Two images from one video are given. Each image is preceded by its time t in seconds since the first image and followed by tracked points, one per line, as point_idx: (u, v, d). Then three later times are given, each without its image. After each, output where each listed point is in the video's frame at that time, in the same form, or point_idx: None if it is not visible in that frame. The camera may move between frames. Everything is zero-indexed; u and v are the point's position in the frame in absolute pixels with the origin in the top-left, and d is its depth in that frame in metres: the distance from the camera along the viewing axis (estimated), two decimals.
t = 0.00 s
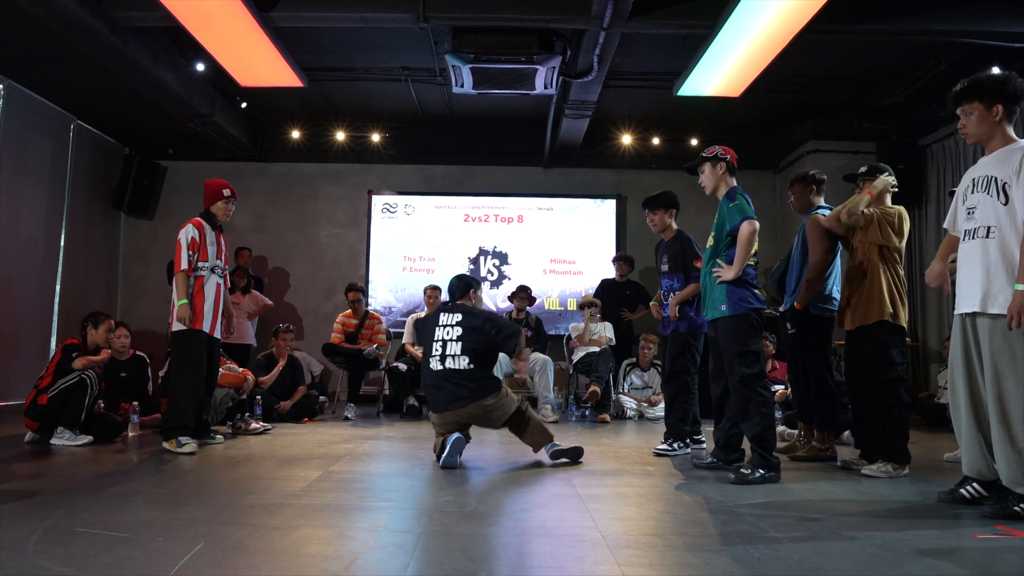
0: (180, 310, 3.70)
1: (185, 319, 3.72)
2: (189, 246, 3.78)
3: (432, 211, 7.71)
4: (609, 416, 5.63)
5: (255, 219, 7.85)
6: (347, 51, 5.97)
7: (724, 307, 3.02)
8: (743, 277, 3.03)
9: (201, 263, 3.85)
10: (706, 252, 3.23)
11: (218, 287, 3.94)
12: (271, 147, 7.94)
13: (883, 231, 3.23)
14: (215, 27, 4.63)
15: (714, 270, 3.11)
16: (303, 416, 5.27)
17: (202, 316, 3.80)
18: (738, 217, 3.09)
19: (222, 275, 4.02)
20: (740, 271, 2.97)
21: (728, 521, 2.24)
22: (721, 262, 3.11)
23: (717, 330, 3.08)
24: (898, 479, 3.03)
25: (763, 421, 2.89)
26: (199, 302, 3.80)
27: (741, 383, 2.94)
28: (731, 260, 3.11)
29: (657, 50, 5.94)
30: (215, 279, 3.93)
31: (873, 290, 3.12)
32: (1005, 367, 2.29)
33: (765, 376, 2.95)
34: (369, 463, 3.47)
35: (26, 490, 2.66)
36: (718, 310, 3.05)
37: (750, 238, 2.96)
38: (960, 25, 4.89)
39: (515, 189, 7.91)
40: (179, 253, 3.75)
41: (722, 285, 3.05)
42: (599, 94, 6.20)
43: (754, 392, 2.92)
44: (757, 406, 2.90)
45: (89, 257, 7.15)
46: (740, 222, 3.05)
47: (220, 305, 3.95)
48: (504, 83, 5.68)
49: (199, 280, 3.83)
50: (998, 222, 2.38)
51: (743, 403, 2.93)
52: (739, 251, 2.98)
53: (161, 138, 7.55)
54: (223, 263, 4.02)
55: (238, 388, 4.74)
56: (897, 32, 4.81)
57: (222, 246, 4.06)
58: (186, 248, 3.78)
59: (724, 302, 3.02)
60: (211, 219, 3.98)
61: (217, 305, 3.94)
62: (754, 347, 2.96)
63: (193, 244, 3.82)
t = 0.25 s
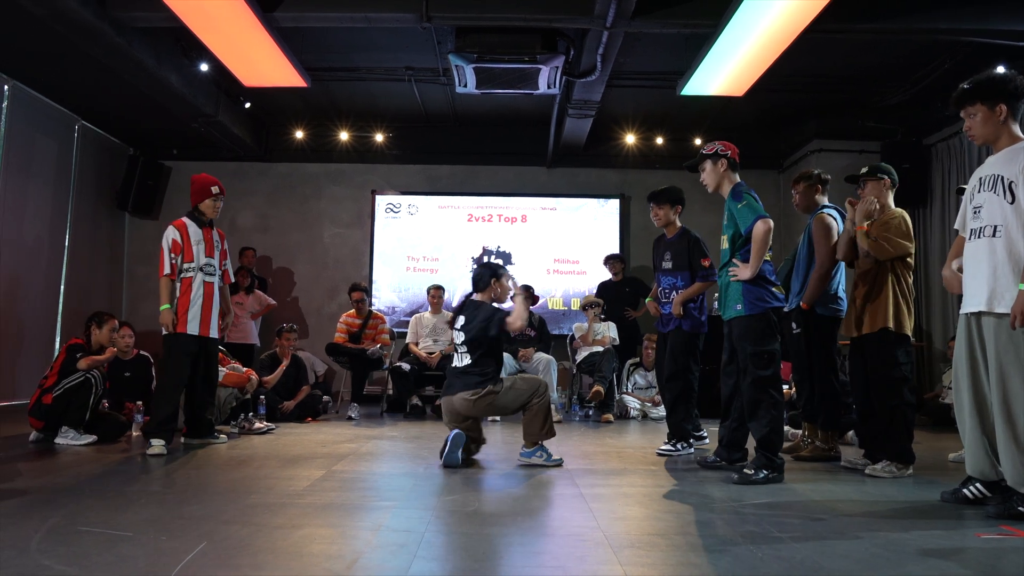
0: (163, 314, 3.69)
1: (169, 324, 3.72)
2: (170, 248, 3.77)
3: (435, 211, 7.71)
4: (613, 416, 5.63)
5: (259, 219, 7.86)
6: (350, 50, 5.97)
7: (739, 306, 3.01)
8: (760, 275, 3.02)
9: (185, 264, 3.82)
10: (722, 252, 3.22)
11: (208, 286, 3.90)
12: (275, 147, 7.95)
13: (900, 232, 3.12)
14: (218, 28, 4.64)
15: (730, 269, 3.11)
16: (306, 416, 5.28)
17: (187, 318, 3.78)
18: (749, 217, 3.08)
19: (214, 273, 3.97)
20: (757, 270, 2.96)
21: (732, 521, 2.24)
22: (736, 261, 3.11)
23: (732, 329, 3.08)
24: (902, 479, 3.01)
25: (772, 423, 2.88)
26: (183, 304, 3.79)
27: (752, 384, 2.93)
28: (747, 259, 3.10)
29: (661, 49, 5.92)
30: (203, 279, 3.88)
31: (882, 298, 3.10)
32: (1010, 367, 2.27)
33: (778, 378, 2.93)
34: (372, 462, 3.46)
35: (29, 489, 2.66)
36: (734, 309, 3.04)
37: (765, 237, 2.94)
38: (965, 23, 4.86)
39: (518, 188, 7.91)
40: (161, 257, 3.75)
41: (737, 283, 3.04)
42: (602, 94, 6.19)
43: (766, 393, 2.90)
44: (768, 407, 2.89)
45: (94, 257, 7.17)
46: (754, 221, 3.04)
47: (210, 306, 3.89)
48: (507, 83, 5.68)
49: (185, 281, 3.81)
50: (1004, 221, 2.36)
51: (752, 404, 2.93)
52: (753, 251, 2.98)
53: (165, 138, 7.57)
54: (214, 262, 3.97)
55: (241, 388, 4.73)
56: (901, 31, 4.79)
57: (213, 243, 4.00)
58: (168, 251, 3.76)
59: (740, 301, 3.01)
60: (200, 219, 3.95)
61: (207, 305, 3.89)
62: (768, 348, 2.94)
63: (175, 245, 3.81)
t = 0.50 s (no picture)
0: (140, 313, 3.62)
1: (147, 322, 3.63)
2: (145, 245, 3.72)
3: (438, 211, 7.71)
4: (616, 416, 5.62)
5: (263, 219, 7.87)
6: (353, 50, 5.98)
7: (754, 307, 3.00)
8: (773, 275, 3.01)
9: (162, 261, 3.75)
10: (732, 253, 3.23)
11: (189, 282, 3.80)
12: (279, 147, 7.97)
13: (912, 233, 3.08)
14: (221, 28, 4.65)
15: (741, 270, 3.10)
16: (309, 416, 5.29)
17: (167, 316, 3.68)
18: (750, 219, 3.06)
19: (197, 268, 3.86)
20: (768, 271, 2.95)
21: (735, 521, 2.23)
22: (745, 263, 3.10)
23: (745, 330, 3.07)
24: (906, 480, 3.00)
25: (782, 422, 2.88)
26: (161, 303, 3.69)
27: (766, 383, 2.93)
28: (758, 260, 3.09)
29: (664, 49, 5.91)
30: (182, 275, 3.78)
31: (893, 306, 3.05)
32: (1017, 367, 2.26)
33: (792, 378, 2.93)
34: (375, 462, 3.46)
35: (32, 489, 2.67)
36: (748, 310, 3.03)
37: (770, 239, 2.94)
38: (970, 22, 4.84)
39: (521, 188, 7.90)
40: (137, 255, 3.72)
41: (751, 284, 3.03)
42: (605, 93, 6.18)
43: (778, 392, 2.90)
44: (779, 407, 2.89)
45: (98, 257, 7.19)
46: (756, 223, 3.02)
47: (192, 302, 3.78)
48: (510, 83, 5.67)
49: (163, 279, 3.75)
50: (1011, 219, 2.34)
51: (762, 402, 2.93)
52: (761, 253, 2.98)
53: (168, 138, 7.58)
54: (196, 257, 3.87)
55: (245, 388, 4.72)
56: (905, 30, 4.77)
57: (197, 238, 3.89)
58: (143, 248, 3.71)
59: (754, 302, 3.00)
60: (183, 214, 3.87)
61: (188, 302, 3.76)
62: (783, 348, 2.94)
63: (150, 242, 3.74)
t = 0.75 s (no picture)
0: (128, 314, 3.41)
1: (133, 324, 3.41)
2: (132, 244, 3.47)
3: (442, 210, 7.71)
4: (619, 416, 5.61)
5: (266, 219, 7.88)
6: (356, 50, 5.98)
7: (764, 307, 2.99)
8: (783, 276, 2.99)
9: (149, 261, 3.48)
10: (738, 254, 3.22)
11: (176, 281, 3.50)
12: (282, 147, 7.98)
13: (914, 236, 3.07)
14: (224, 28, 4.65)
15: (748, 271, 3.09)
16: (312, 416, 5.29)
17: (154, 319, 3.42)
18: (760, 221, 3.04)
19: (186, 266, 3.54)
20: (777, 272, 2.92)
21: (739, 521, 2.21)
22: (753, 264, 3.09)
23: (755, 330, 3.05)
24: (910, 480, 2.98)
25: (789, 422, 2.87)
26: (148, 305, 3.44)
27: (775, 383, 2.91)
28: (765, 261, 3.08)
29: (667, 48, 5.90)
30: (168, 274, 3.50)
31: (901, 307, 3.04)
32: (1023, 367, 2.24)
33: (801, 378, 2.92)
34: (378, 462, 3.45)
35: (36, 488, 2.68)
36: (759, 310, 3.02)
37: (778, 244, 2.92)
38: (976, 20, 4.81)
39: (524, 188, 7.90)
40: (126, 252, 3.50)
41: (760, 284, 3.01)
42: (609, 93, 6.17)
43: (786, 391, 2.89)
44: (788, 406, 2.88)
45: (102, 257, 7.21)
46: (764, 226, 3.01)
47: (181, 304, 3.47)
48: (513, 82, 5.66)
49: (149, 279, 3.48)
50: (1016, 218, 2.32)
51: (769, 402, 2.92)
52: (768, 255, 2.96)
53: (172, 138, 7.59)
54: (186, 255, 3.54)
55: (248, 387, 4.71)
56: (909, 29, 4.75)
57: (187, 235, 3.56)
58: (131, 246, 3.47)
59: (764, 302, 2.99)
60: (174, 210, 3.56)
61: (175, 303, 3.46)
62: (792, 347, 2.93)
63: (138, 241, 3.49)
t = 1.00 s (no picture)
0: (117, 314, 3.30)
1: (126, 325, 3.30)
2: (128, 243, 3.40)
3: (444, 210, 7.71)
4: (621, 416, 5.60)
5: (269, 219, 7.89)
6: (358, 50, 5.98)
7: (763, 307, 2.99)
8: (784, 275, 2.98)
9: (143, 260, 3.36)
10: (743, 250, 3.23)
11: (168, 281, 3.33)
12: (284, 147, 7.99)
13: (915, 240, 3.06)
14: (226, 28, 4.65)
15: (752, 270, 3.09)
16: (315, 416, 5.29)
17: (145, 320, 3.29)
18: (766, 219, 3.04)
19: (179, 265, 3.38)
20: (777, 271, 2.93)
21: (741, 521, 2.20)
22: (756, 262, 3.09)
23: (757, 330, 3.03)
24: (913, 480, 2.96)
25: (789, 423, 2.86)
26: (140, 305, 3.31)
27: (773, 383, 2.91)
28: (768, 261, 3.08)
29: (669, 48, 5.89)
30: (160, 273, 3.34)
31: (901, 306, 3.03)
32: None
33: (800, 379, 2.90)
34: (379, 462, 3.44)
35: (38, 488, 2.68)
36: (758, 310, 3.02)
37: (783, 240, 2.92)
38: (980, 19, 4.79)
39: (526, 188, 7.89)
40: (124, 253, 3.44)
41: (761, 284, 3.01)
42: (611, 93, 6.16)
43: (785, 392, 2.88)
44: (787, 406, 2.87)
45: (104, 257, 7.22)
46: (770, 223, 3.01)
47: (173, 304, 3.31)
48: (516, 82, 5.66)
49: (143, 278, 3.36)
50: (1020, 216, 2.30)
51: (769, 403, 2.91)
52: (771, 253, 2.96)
53: (174, 139, 7.60)
54: (180, 253, 3.39)
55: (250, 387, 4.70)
56: (912, 28, 4.74)
57: (182, 233, 3.41)
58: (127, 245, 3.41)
59: (764, 302, 2.99)
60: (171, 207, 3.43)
61: (167, 302, 3.30)
62: (792, 348, 2.92)
63: (134, 240, 3.40)
